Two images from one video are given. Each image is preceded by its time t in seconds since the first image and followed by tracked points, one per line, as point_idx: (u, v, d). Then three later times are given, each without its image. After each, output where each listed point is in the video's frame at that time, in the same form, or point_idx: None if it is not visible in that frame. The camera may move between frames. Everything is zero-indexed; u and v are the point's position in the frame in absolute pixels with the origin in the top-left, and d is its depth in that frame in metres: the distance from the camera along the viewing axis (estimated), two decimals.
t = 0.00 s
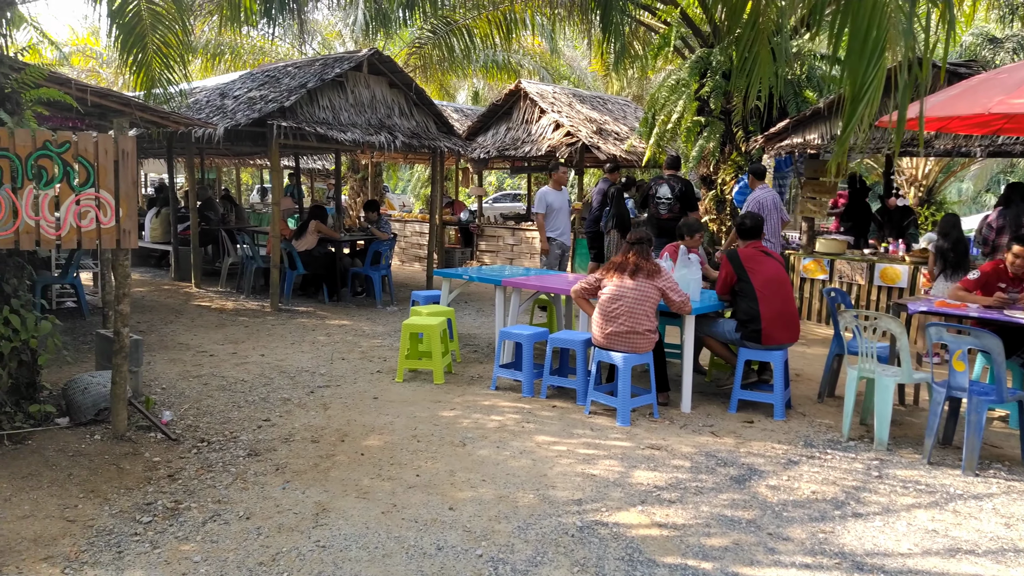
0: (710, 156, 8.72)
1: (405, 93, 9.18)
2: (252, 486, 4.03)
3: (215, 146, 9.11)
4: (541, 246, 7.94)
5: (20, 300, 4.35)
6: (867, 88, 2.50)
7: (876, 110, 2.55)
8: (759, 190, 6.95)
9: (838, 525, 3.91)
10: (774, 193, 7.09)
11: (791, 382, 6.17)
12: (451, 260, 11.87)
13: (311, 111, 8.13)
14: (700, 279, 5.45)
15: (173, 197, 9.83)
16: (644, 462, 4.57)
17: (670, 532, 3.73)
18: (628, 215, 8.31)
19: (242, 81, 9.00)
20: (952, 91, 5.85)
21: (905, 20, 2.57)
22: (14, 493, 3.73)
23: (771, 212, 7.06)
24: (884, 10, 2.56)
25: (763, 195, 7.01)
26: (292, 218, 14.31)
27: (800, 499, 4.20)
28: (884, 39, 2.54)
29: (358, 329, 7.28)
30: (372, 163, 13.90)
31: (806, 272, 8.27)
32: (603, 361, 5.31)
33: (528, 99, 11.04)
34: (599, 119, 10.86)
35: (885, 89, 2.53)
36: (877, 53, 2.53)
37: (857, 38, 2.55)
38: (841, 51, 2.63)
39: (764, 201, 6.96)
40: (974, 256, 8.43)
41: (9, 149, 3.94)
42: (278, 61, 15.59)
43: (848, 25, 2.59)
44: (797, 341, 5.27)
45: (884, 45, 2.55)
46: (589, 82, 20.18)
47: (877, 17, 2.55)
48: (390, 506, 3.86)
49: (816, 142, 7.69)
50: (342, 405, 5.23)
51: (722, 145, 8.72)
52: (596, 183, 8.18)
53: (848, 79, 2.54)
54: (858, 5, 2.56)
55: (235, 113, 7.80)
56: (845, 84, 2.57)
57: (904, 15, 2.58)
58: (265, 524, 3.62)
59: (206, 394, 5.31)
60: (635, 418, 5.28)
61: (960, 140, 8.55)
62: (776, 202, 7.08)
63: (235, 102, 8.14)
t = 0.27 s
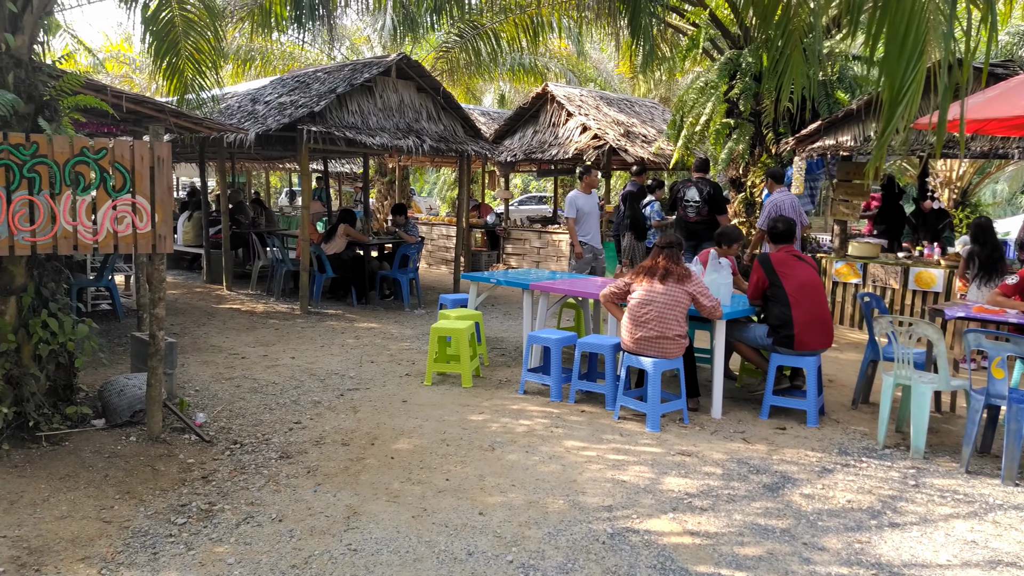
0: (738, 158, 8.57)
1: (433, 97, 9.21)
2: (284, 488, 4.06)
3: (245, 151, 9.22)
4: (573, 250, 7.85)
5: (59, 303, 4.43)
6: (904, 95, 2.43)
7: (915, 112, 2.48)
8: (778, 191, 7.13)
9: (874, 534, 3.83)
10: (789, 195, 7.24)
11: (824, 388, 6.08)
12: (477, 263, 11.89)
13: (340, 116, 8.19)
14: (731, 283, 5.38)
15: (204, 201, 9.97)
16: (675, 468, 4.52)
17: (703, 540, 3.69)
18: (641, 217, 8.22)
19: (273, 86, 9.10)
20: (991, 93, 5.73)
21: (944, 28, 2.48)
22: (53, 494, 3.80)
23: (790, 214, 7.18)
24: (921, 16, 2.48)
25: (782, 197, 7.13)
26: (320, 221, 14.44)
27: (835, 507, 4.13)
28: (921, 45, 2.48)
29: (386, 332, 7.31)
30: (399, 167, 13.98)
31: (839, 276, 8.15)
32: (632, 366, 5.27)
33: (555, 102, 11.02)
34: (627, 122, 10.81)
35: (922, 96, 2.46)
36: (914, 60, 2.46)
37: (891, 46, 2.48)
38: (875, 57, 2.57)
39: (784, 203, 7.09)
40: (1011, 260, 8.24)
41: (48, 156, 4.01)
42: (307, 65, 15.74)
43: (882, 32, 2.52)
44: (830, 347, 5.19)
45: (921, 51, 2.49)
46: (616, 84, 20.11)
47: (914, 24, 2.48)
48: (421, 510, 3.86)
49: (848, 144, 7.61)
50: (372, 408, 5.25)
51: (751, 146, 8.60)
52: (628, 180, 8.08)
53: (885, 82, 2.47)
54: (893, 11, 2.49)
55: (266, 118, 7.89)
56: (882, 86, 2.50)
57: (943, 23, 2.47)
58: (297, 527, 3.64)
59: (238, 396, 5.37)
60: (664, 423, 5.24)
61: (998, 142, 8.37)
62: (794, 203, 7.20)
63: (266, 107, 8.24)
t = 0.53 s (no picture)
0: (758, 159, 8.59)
1: (450, 100, 9.23)
2: (302, 491, 4.09)
3: (265, 154, 9.30)
4: (591, 254, 7.61)
5: (80, 307, 4.50)
6: (929, 97, 2.39)
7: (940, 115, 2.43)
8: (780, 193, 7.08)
9: (895, 541, 3.78)
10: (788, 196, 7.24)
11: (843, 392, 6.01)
12: (494, 265, 11.92)
13: (359, 119, 8.24)
14: (749, 286, 5.34)
15: (224, 204, 10.06)
16: (692, 473, 4.49)
17: (720, 546, 3.66)
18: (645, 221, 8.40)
19: (292, 89, 9.17)
20: (1017, 95, 5.62)
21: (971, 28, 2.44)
22: (74, 496, 3.85)
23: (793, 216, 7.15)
24: (946, 17, 2.44)
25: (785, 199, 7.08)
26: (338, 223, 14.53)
27: (855, 514, 4.08)
28: (946, 46, 2.43)
29: (403, 335, 7.34)
30: (417, 169, 14.03)
31: (857, 279, 8.04)
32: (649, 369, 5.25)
33: (572, 104, 11.01)
34: (645, 123, 10.76)
35: (946, 96, 2.44)
36: (939, 61, 2.42)
37: (917, 47, 2.44)
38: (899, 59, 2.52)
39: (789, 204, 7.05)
40: None
41: (71, 161, 4.06)
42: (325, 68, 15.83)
43: (908, 34, 2.47)
44: (851, 351, 5.13)
45: (946, 52, 2.45)
46: (634, 85, 20.04)
47: (939, 24, 2.43)
48: (437, 514, 3.86)
49: (870, 145, 7.50)
50: (389, 411, 5.27)
51: (771, 147, 8.70)
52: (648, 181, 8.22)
53: (909, 84, 2.43)
54: (919, 12, 2.43)
55: (285, 121, 7.95)
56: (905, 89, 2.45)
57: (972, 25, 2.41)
58: (315, 530, 3.66)
59: (256, 398, 5.41)
60: (682, 428, 5.20)
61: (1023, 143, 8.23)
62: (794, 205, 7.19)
63: (286, 111, 8.30)
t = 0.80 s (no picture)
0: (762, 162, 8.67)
1: (454, 104, 9.25)
2: (307, 495, 4.10)
3: (269, 157, 9.32)
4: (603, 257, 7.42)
5: (86, 311, 4.51)
6: (932, 102, 2.35)
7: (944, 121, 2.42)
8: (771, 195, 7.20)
9: (900, 546, 3.78)
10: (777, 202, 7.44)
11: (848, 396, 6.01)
12: (498, 268, 11.93)
13: (363, 123, 8.25)
14: (753, 290, 5.34)
15: (228, 207, 10.09)
16: (697, 477, 4.49)
17: (725, 551, 3.66)
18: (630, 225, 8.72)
19: (296, 94, 9.19)
20: None
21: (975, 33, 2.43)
22: (80, 500, 3.86)
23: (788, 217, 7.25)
24: (950, 22, 2.45)
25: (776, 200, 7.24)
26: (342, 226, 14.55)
27: (859, 519, 4.07)
28: (949, 51, 2.43)
29: (407, 338, 7.35)
30: (420, 172, 14.07)
31: (863, 282, 8.04)
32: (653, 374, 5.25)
33: (576, 107, 11.02)
34: (648, 127, 10.76)
35: (951, 103, 2.40)
36: (943, 66, 2.41)
37: (920, 51, 2.43)
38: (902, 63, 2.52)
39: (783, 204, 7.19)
40: None
41: (77, 166, 4.08)
42: (329, 72, 15.87)
43: (911, 38, 2.48)
44: (855, 356, 5.12)
45: (950, 58, 2.44)
46: (637, 88, 20.03)
47: (942, 30, 2.44)
48: (442, 519, 3.87)
49: (873, 149, 7.46)
50: (393, 415, 5.28)
51: (775, 150, 8.74)
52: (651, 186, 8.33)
53: (912, 89, 2.42)
54: (923, 16, 2.45)
55: (290, 125, 7.97)
56: (908, 95, 2.44)
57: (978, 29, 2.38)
58: (320, 534, 3.67)
59: (261, 402, 5.43)
60: (686, 432, 5.20)
61: None
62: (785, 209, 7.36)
63: (290, 115, 8.32)
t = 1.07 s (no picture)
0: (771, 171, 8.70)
1: (463, 113, 9.28)
2: (317, 505, 4.11)
3: (280, 166, 9.38)
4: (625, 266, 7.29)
5: (99, 321, 4.54)
6: (941, 113, 2.37)
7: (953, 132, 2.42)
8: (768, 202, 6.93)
9: (913, 559, 3.75)
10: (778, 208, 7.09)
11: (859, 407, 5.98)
12: (507, 276, 11.95)
13: (373, 132, 8.29)
14: (763, 300, 5.33)
15: (238, 216, 10.15)
16: (707, 488, 4.48)
17: (736, 564, 3.64)
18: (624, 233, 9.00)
19: (307, 104, 9.24)
20: None
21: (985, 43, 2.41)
22: (92, 510, 3.89)
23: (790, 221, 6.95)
24: (959, 31, 2.45)
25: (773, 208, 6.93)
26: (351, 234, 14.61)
27: (871, 531, 4.04)
28: (959, 62, 2.43)
29: (416, 347, 7.36)
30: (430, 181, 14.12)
31: (874, 291, 8.02)
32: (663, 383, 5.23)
33: (585, 116, 11.04)
34: (657, 135, 10.75)
35: (961, 112, 2.41)
36: (952, 77, 2.41)
37: (931, 61, 2.43)
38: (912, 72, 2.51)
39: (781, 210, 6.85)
40: None
41: (91, 178, 4.11)
42: (339, 81, 15.95)
43: (920, 48, 2.46)
44: (866, 366, 5.10)
45: (959, 67, 2.44)
46: (646, 96, 20.02)
47: (952, 40, 2.44)
48: (452, 529, 3.87)
49: (884, 158, 7.44)
50: (403, 424, 5.29)
51: (785, 159, 8.74)
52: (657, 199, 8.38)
53: (921, 101, 2.42)
54: (933, 26, 2.44)
55: (301, 135, 8.01)
56: (918, 106, 2.44)
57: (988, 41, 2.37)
58: (330, 545, 3.68)
59: (272, 411, 5.45)
60: (696, 442, 5.18)
61: None
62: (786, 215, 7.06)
63: (300, 124, 8.37)
